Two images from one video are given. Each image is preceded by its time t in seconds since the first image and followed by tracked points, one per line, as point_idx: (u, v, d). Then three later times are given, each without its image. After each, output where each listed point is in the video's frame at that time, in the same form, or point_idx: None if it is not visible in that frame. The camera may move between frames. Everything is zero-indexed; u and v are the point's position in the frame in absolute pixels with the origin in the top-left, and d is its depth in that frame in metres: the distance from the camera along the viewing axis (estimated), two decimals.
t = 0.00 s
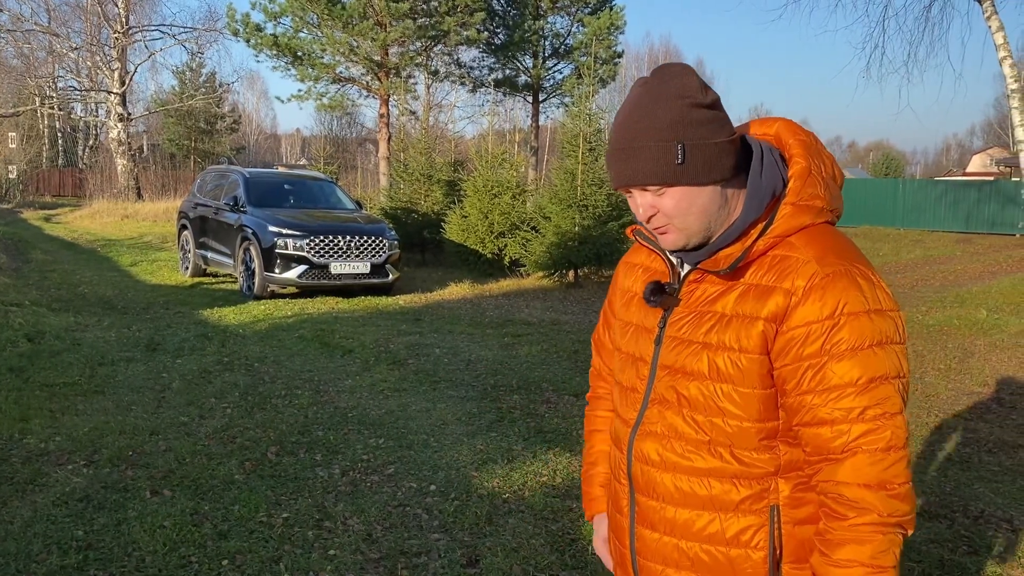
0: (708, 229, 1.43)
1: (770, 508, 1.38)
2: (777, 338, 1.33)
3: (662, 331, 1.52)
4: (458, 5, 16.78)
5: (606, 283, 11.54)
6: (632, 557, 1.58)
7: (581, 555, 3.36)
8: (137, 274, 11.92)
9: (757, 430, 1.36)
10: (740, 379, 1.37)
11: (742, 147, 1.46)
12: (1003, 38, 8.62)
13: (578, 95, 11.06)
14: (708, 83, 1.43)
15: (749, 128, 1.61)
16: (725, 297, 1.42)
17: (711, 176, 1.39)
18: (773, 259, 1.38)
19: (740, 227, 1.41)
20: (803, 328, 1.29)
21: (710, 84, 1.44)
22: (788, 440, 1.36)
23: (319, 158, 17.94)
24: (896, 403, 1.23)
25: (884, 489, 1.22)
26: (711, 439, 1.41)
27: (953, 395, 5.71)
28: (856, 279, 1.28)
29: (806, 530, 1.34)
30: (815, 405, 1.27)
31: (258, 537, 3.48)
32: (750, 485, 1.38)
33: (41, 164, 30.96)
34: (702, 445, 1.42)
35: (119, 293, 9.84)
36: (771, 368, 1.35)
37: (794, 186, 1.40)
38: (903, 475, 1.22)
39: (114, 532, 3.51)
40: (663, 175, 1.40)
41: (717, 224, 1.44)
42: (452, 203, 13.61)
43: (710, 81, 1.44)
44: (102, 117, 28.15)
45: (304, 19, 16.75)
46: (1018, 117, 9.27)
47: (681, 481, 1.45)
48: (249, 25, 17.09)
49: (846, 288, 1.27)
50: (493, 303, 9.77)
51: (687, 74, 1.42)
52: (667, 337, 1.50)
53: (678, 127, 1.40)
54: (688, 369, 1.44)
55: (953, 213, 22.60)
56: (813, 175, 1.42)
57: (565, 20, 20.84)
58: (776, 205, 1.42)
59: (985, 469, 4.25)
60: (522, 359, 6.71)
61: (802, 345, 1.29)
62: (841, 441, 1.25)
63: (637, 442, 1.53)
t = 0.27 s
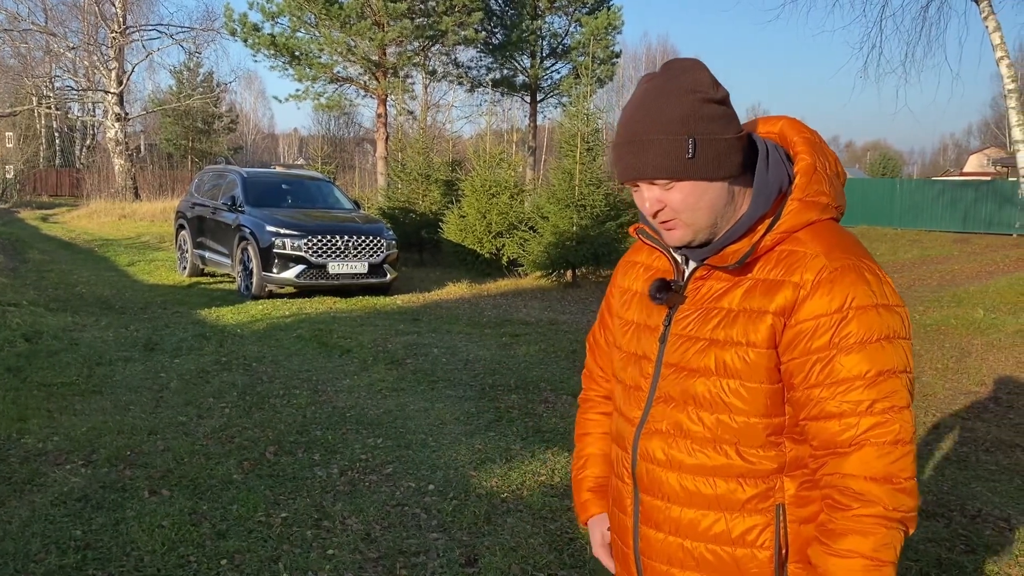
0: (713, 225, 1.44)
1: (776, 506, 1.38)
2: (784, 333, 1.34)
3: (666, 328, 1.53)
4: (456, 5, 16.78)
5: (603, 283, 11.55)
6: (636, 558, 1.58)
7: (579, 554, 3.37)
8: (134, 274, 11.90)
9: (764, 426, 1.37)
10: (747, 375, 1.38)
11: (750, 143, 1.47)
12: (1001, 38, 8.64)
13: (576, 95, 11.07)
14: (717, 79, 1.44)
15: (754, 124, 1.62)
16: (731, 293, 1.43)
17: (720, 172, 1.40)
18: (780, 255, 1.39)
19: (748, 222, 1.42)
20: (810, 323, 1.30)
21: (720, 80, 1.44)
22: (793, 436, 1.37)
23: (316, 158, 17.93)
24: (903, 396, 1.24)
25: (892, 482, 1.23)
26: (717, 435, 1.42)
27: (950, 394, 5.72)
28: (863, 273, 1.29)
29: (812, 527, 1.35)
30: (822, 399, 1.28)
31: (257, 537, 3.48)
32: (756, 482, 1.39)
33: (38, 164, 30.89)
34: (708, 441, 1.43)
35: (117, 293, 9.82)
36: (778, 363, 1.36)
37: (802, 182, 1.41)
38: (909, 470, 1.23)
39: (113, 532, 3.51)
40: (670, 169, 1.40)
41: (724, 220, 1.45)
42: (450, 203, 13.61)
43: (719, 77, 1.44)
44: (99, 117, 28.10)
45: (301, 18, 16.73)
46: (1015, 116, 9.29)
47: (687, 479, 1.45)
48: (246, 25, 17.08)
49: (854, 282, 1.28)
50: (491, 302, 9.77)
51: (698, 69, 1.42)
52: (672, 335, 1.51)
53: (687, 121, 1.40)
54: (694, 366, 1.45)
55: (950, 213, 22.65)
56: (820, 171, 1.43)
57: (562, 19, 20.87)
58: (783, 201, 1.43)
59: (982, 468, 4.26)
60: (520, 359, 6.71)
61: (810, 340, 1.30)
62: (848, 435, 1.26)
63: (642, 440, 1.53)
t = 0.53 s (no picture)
0: (717, 224, 1.44)
1: (778, 506, 1.39)
2: (789, 332, 1.34)
3: (669, 326, 1.52)
4: (454, 5, 16.77)
5: (602, 283, 11.55)
6: (636, 557, 1.58)
7: (577, 554, 3.37)
8: (132, 273, 11.88)
9: (768, 425, 1.37)
10: (752, 374, 1.38)
11: (755, 142, 1.47)
12: (999, 38, 8.65)
13: (574, 94, 11.07)
14: (726, 78, 1.44)
15: (759, 123, 1.62)
16: (734, 292, 1.43)
17: (724, 170, 1.40)
18: (785, 254, 1.39)
19: (753, 222, 1.43)
20: (816, 322, 1.30)
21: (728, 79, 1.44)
22: (797, 436, 1.37)
23: (314, 158, 17.91)
24: (909, 397, 1.24)
25: (898, 483, 1.23)
26: (721, 435, 1.41)
27: (948, 394, 5.73)
28: (869, 273, 1.29)
29: (815, 526, 1.35)
30: (829, 398, 1.28)
31: (255, 537, 3.48)
32: (759, 482, 1.39)
33: (36, 164, 30.84)
34: (712, 442, 1.42)
35: (115, 293, 9.82)
36: (783, 362, 1.36)
37: (808, 182, 1.42)
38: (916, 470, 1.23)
39: (111, 532, 3.50)
40: (675, 165, 1.40)
41: (728, 219, 1.45)
42: (448, 203, 13.60)
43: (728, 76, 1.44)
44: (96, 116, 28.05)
45: (299, 18, 16.72)
46: (1013, 117, 9.31)
47: (689, 479, 1.45)
48: (244, 25, 17.06)
49: (862, 282, 1.28)
50: (489, 302, 9.76)
51: (706, 67, 1.42)
52: (673, 333, 1.51)
53: (694, 118, 1.40)
54: (697, 365, 1.45)
55: (948, 213, 22.67)
56: (825, 172, 1.44)
57: (560, 19, 20.87)
58: (789, 199, 1.44)
59: (981, 468, 4.27)
60: (518, 359, 6.71)
61: (816, 339, 1.30)
62: (854, 436, 1.26)
63: (644, 439, 1.53)
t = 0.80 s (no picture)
0: (719, 219, 1.44)
1: (777, 504, 1.39)
2: (788, 328, 1.34)
3: (668, 323, 1.53)
4: (453, 5, 16.76)
5: (601, 283, 11.55)
6: (633, 556, 1.58)
7: (577, 554, 3.37)
8: (131, 273, 11.87)
9: (767, 423, 1.37)
10: (751, 370, 1.38)
11: (758, 140, 1.47)
12: (998, 38, 8.66)
13: (574, 94, 11.07)
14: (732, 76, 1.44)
15: (763, 123, 1.62)
16: (734, 288, 1.43)
17: (727, 164, 1.40)
18: (786, 251, 1.39)
19: (755, 218, 1.43)
20: (816, 318, 1.30)
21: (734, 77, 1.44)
22: (795, 434, 1.37)
23: (313, 157, 17.89)
24: (908, 396, 1.24)
25: (897, 481, 1.23)
26: (721, 432, 1.41)
27: (947, 394, 5.73)
28: (869, 271, 1.29)
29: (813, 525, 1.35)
30: (828, 396, 1.28)
31: (254, 538, 3.47)
32: (757, 480, 1.39)
33: (35, 164, 30.80)
34: (711, 439, 1.42)
35: (114, 292, 9.81)
36: (783, 359, 1.35)
37: (810, 179, 1.42)
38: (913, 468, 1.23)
39: (110, 532, 3.50)
40: (677, 157, 1.40)
41: (729, 215, 1.45)
42: (447, 203, 13.60)
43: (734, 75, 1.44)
44: (96, 116, 28.03)
45: (298, 18, 16.70)
46: (1012, 117, 9.32)
47: (687, 477, 1.45)
48: (243, 25, 17.05)
49: (862, 279, 1.28)
50: (489, 302, 9.75)
51: (712, 62, 1.42)
52: (673, 329, 1.51)
53: (699, 112, 1.40)
54: (697, 361, 1.45)
55: (947, 213, 22.69)
56: (828, 171, 1.44)
57: (560, 19, 20.88)
58: (791, 197, 1.44)
59: (980, 468, 4.27)
60: (517, 359, 6.71)
61: (816, 335, 1.30)
62: (854, 433, 1.25)
63: (643, 436, 1.53)
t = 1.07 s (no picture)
0: (724, 219, 1.44)
1: (780, 505, 1.38)
2: (791, 329, 1.34)
3: (669, 325, 1.54)
4: (452, 5, 16.75)
5: (600, 283, 11.56)
6: (637, 558, 1.59)
7: (577, 554, 3.37)
8: (130, 273, 11.87)
9: (769, 423, 1.37)
10: (753, 370, 1.38)
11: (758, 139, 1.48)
12: (997, 38, 8.67)
13: (573, 94, 11.07)
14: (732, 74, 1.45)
15: (762, 125, 1.63)
16: (736, 289, 1.44)
17: (733, 162, 1.40)
18: (787, 251, 1.39)
19: (756, 217, 1.42)
20: (817, 318, 1.30)
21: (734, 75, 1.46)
22: (799, 434, 1.37)
23: (313, 157, 17.88)
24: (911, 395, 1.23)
25: (900, 480, 1.21)
26: (723, 432, 1.42)
27: (947, 394, 5.74)
28: (871, 270, 1.30)
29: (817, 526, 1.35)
30: (829, 395, 1.27)
31: (254, 538, 3.48)
32: (760, 480, 1.39)
33: (34, 164, 30.78)
34: (713, 439, 1.43)
35: (113, 292, 9.81)
36: (785, 359, 1.36)
37: (810, 178, 1.42)
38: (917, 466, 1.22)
39: (110, 532, 3.50)
40: (688, 156, 1.40)
41: (734, 215, 1.45)
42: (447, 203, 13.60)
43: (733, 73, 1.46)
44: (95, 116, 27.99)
45: (298, 18, 16.70)
46: (1011, 117, 9.32)
47: (690, 478, 1.46)
48: (242, 25, 17.04)
49: (864, 279, 1.28)
50: (488, 302, 9.75)
51: (711, 62, 1.43)
52: (675, 331, 1.52)
53: (704, 111, 1.40)
54: (698, 362, 1.45)
55: (947, 213, 22.69)
56: (828, 169, 1.44)
57: (559, 19, 20.88)
58: (791, 197, 1.44)
59: (980, 467, 4.28)
60: (517, 359, 6.71)
61: (817, 334, 1.30)
62: (855, 431, 1.24)
63: (644, 438, 1.54)
